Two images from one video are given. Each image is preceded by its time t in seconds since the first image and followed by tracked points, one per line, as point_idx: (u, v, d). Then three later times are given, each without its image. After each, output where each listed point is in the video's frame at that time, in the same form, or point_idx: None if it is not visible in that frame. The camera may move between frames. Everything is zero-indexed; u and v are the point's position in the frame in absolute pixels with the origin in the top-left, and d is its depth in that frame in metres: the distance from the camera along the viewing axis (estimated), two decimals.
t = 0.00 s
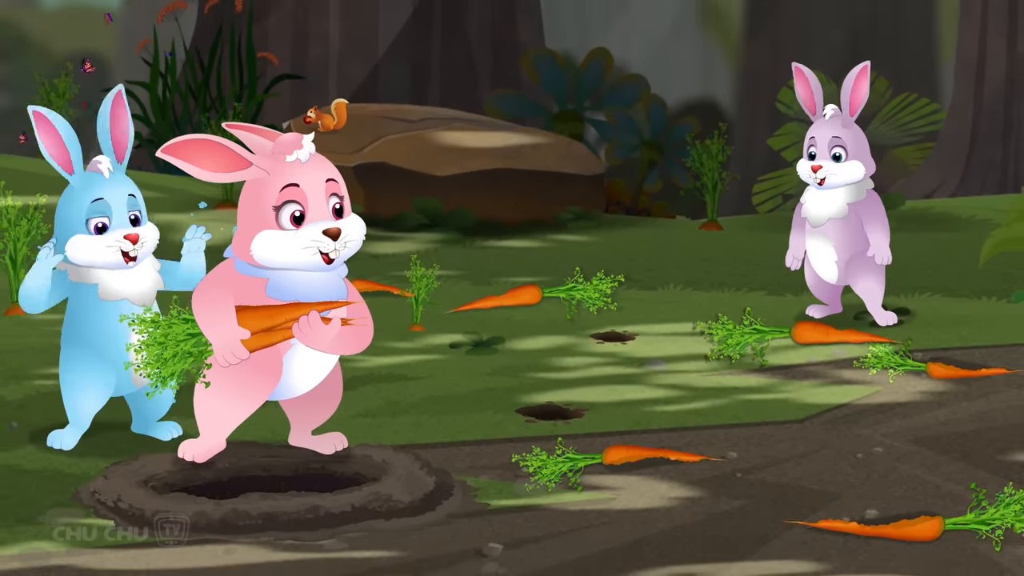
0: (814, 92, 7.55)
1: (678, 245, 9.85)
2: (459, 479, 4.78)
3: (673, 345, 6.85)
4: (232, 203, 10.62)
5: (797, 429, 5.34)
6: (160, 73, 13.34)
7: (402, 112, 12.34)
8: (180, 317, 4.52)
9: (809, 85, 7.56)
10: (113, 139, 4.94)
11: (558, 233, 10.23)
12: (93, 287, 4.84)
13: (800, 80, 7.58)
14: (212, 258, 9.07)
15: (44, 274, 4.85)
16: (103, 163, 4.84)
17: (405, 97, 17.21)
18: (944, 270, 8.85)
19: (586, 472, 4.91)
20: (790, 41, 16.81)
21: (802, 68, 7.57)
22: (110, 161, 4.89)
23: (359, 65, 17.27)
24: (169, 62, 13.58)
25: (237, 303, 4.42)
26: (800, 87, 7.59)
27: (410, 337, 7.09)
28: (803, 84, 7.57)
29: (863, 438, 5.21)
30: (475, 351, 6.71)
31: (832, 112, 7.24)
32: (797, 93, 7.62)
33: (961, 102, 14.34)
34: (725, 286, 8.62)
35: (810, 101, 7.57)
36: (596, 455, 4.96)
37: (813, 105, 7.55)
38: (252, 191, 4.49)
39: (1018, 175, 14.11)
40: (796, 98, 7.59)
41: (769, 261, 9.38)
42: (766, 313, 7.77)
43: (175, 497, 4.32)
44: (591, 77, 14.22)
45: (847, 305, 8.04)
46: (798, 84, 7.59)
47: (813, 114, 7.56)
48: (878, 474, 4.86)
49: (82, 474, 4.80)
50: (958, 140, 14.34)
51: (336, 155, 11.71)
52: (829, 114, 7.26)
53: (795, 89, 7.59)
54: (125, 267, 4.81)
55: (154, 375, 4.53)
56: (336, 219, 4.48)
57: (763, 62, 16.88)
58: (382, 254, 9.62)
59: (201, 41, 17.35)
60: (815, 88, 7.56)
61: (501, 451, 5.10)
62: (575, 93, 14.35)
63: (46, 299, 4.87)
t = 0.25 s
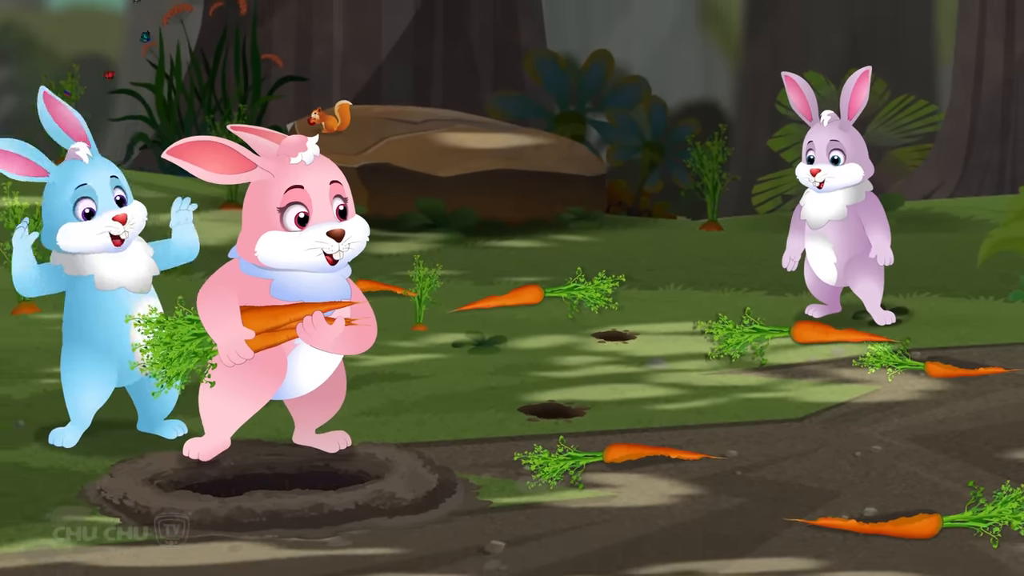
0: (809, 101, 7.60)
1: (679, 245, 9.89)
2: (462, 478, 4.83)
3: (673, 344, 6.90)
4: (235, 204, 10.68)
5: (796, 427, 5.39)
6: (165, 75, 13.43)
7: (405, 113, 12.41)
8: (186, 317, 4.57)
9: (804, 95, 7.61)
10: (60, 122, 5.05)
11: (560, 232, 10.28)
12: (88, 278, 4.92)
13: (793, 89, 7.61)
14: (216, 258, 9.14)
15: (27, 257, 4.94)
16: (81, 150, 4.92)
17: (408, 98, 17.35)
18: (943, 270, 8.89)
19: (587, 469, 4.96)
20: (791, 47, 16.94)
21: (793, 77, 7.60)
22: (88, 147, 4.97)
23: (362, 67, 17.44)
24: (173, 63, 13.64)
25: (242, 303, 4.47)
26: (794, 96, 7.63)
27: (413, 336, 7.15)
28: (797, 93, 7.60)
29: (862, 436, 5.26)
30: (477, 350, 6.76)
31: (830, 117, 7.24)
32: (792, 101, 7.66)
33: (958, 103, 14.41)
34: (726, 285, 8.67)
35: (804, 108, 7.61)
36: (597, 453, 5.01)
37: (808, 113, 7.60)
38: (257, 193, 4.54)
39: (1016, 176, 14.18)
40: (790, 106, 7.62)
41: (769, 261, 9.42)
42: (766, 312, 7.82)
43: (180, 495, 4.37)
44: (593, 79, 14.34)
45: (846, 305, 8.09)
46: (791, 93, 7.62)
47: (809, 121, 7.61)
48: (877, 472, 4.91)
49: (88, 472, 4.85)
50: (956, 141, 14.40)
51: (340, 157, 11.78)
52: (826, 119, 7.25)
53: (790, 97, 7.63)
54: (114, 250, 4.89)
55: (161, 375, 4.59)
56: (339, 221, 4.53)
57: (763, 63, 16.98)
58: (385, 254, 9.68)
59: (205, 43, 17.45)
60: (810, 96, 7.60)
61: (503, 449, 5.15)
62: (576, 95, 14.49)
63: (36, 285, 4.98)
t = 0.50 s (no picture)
0: (809, 102, 7.64)
1: (680, 245, 9.94)
2: (464, 475, 4.88)
3: (675, 343, 6.95)
4: (240, 204, 10.74)
5: (796, 426, 5.44)
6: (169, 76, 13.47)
7: (408, 114, 12.45)
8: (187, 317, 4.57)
9: (803, 96, 7.66)
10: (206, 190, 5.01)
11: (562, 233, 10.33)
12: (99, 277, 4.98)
13: (793, 90, 7.66)
14: (220, 258, 9.19)
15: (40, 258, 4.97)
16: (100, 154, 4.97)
17: (411, 100, 17.39)
18: (943, 269, 8.93)
19: (588, 468, 5.01)
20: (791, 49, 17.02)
21: (793, 79, 7.66)
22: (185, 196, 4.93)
23: (366, 67, 17.49)
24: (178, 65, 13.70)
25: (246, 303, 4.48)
26: (794, 98, 7.68)
27: (416, 335, 7.19)
28: (797, 94, 7.66)
29: (861, 435, 5.31)
30: (479, 349, 6.81)
31: (829, 119, 7.28)
32: (792, 103, 7.71)
33: (956, 104, 14.48)
34: (726, 285, 8.72)
35: (804, 109, 7.66)
36: (599, 452, 5.05)
37: (807, 114, 7.65)
38: (260, 195, 4.61)
39: (1014, 176, 14.21)
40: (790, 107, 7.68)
41: (769, 260, 9.47)
42: (766, 312, 7.87)
43: (186, 492, 4.42)
44: (594, 81, 14.39)
45: (845, 304, 8.14)
46: (791, 94, 7.68)
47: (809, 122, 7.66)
48: (876, 470, 4.95)
49: (94, 470, 4.90)
50: (954, 141, 14.46)
51: (343, 157, 11.82)
52: (826, 120, 7.30)
53: (789, 99, 7.68)
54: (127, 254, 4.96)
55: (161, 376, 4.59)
56: (342, 223, 4.60)
57: (763, 65, 17.04)
58: (388, 254, 9.73)
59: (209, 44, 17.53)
60: (809, 98, 7.65)
61: (506, 447, 5.20)
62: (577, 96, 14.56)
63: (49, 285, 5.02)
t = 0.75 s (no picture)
0: (808, 103, 7.68)
1: (680, 245, 9.98)
2: (466, 473, 4.92)
3: (676, 342, 6.99)
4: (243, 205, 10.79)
5: (796, 424, 5.48)
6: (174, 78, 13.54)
7: (411, 115, 12.50)
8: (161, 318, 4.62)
9: (803, 97, 7.69)
10: (118, 121, 5.15)
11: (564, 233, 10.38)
12: (100, 279, 5.04)
13: (792, 91, 7.70)
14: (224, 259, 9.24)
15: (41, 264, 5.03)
16: (100, 154, 5.02)
17: (414, 101, 17.48)
18: (942, 270, 8.98)
19: (590, 466, 5.05)
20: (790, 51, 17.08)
21: (792, 81, 7.69)
22: (108, 153, 5.08)
23: (369, 69, 17.59)
24: (183, 67, 13.76)
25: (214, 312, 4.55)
26: (794, 99, 7.72)
27: (419, 334, 7.24)
28: (796, 96, 7.69)
29: (860, 433, 5.35)
30: (481, 349, 6.85)
31: (829, 120, 7.30)
32: (791, 104, 7.75)
33: (955, 106, 14.55)
34: (726, 285, 8.77)
35: (803, 110, 7.70)
36: (600, 450, 5.10)
37: (806, 115, 7.68)
38: (231, 192, 4.61)
39: (1012, 177, 14.26)
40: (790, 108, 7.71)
41: (768, 261, 9.52)
42: (765, 311, 7.91)
43: (190, 489, 4.45)
44: (595, 82, 14.46)
45: (844, 304, 8.19)
46: (791, 96, 7.71)
47: (808, 123, 7.70)
48: (875, 469, 4.99)
49: (99, 468, 4.94)
50: (953, 143, 14.53)
51: (346, 158, 11.86)
52: (825, 121, 7.31)
53: (788, 100, 7.71)
54: (127, 253, 5.02)
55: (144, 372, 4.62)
56: (307, 223, 4.60)
57: (763, 67, 17.09)
58: (391, 255, 9.77)
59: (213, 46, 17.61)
60: (808, 99, 7.68)
61: (508, 446, 5.24)
62: (578, 98, 14.61)
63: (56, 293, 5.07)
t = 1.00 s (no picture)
0: (807, 104, 7.72)
1: (681, 245, 10.02)
2: (467, 472, 4.96)
3: (676, 342, 7.03)
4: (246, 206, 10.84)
5: (795, 423, 5.52)
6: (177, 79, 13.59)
7: (414, 117, 12.54)
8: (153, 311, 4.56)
9: (802, 98, 7.74)
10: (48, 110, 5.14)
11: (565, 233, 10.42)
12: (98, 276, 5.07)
13: (792, 93, 7.75)
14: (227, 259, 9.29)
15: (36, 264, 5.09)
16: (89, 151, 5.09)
17: (417, 102, 17.54)
18: (941, 269, 9.01)
19: (591, 465, 5.09)
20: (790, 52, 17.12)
21: (792, 83, 7.75)
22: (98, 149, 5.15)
23: (372, 71, 17.64)
24: (186, 68, 13.81)
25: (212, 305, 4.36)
26: (793, 101, 7.76)
27: (421, 334, 7.29)
28: (796, 98, 7.74)
29: (859, 432, 5.39)
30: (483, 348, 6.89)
31: (828, 120, 7.33)
32: (791, 105, 7.80)
33: (953, 107, 14.62)
34: (726, 285, 8.81)
35: (803, 111, 7.74)
36: (601, 449, 5.14)
37: (806, 116, 7.72)
38: (245, 165, 4.44)
39: (1010, 178, 14.38)
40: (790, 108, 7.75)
41: (768, 261, 9.56)
42: (765, 311, 7.95)
43: (194, 488, 4.50)
44: (597, 84, 14.52)
45: (844, 304, 8.22)
46: (791, 97, 7.76)
47: (808, 124, 7.74)
48: (874, 467, 5.03)
49: (104, 467, 4.98)
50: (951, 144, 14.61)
51: (349, 159, 11.92)
52: (825, 121, 7.34)
53: (788, 102, 7.76)
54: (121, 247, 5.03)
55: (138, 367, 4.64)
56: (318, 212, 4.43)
57: (762, 69, 17.13)
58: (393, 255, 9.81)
59: (217, 48, 17.68)
60: (808, 100, 7.73)
61: (509, 444, 5.28)
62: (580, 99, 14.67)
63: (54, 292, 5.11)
